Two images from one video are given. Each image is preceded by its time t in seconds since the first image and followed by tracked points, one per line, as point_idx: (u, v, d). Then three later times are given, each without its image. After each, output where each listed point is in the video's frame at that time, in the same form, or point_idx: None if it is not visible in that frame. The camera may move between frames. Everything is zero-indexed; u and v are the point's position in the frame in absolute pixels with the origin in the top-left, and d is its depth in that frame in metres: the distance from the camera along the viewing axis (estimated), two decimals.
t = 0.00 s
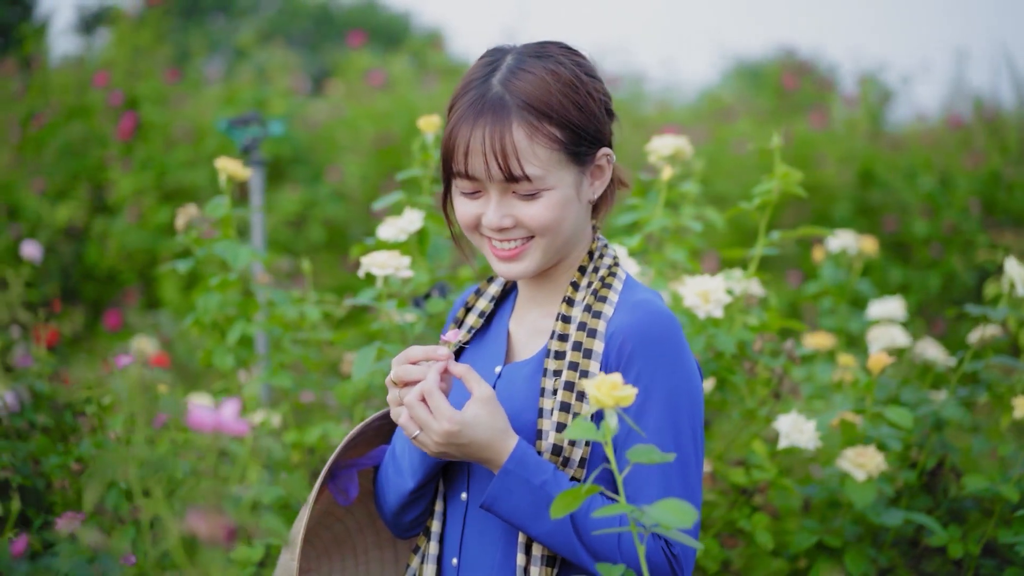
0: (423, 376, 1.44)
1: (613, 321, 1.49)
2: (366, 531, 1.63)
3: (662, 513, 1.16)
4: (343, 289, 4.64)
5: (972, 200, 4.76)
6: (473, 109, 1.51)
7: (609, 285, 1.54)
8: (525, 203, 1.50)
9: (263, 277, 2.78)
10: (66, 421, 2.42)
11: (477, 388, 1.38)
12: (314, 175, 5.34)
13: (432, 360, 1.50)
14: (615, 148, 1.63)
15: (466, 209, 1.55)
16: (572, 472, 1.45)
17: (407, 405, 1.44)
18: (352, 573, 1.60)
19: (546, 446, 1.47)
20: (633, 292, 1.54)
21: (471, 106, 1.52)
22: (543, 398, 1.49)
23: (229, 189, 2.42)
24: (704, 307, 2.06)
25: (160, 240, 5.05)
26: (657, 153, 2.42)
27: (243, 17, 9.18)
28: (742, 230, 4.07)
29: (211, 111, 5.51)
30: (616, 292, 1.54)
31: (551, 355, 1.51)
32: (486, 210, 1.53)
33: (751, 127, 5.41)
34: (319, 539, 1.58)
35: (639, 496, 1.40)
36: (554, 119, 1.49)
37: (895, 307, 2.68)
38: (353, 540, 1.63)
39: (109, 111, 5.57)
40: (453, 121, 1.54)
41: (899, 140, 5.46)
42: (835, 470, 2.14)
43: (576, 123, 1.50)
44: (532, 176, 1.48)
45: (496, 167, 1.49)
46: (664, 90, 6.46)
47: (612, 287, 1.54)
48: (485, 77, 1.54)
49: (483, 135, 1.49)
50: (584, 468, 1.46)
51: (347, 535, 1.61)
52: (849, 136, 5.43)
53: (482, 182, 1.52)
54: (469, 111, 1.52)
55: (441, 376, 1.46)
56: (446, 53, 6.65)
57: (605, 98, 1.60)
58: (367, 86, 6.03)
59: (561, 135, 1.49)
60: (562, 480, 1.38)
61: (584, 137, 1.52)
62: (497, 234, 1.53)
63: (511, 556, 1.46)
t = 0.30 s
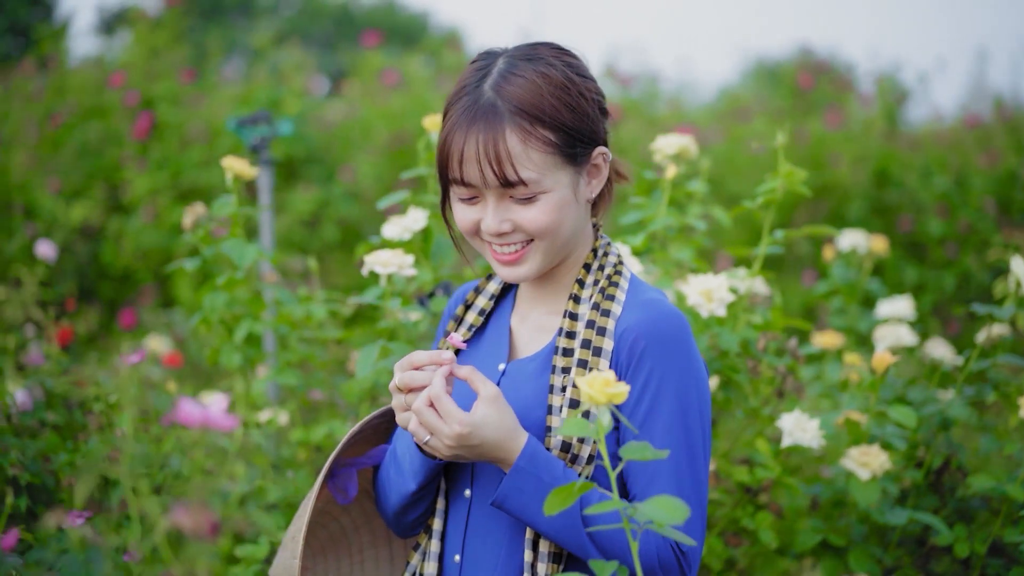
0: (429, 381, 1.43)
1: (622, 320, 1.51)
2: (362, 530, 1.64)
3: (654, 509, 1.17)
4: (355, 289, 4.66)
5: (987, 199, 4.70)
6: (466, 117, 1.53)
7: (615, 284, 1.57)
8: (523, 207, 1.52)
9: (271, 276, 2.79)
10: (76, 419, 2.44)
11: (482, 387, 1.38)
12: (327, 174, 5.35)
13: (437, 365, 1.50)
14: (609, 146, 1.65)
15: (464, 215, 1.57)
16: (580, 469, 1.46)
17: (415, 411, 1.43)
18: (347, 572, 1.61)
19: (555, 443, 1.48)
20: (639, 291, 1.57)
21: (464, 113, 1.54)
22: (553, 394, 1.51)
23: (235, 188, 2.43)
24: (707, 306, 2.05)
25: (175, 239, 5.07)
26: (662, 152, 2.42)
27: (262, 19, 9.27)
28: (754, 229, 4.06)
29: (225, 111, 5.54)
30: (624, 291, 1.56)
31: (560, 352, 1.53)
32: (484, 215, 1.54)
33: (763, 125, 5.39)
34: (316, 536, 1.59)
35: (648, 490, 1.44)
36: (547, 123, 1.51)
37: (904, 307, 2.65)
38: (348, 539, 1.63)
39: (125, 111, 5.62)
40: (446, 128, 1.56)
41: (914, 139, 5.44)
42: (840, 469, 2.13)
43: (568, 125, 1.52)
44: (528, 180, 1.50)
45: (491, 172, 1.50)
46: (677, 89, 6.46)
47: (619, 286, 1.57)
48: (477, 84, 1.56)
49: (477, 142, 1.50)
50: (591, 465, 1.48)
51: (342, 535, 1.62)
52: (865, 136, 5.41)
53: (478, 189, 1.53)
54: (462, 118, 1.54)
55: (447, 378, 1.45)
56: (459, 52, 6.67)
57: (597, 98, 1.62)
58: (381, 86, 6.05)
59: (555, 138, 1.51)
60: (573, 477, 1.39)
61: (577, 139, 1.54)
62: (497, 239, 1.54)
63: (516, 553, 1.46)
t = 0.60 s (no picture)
0: (437, 384, 1.43)
1: (627, 320, 1.53)
2: (356, 529, 1.64)
3: (649, 506, 1.18)
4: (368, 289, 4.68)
5: (1002, 199, 4.69)
6: (465, 120, 1.54)
7: (620, 284, 1.58)
8: (524, 208, 1.52)
9: (278, 274, 2.81)
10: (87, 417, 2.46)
11: (489, 389, 1.38)
12: (341, 174, 5.36)
13: (443, 367, 1.49)
14: (609, 144, 1.66)
15: (466, 217, 1.57)
16: (585, 468, 1.47)
17: (423, 414, 1.43)
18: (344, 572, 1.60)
19: (561, 441, 1.48)
20: (643, 291, 1.59)
21: (463, 115, 1.55)
22: (558, 393, 1.51)
23: (242, 187, 2.45)
24: (710, 305, 2.06)
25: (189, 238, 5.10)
26: (668, 151, 2.42)
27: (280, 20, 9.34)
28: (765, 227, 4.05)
29: (239, 111, 5.58)
30: (627, 291, 1.58)
31: (565, 351, 1.54)
32: (486, 217, 1.55)
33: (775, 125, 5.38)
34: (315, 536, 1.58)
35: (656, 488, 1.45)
36: (546, 124, 1.52)
37: (913, 306, 2.62)
38: (343, 539, 1.63)
39: (141, 111, 5.68)
40: (446, 132, 1.56)
41: (929, 139, 5.43)
42: (845, 468, 2.13)
43: (568, 125, 1.53)
44: (529, 181, 1.50)
45: (492, 174, 1.51)
46: (689, 88, 6.45)
47: (623, 285, 1.58)
48: (476, 86, 1.57)
49: (477, 144, 1.51)
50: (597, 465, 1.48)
51: (338, 534, 1.62)
52: (880, 136, 5.42)
53: (479, 191, 1.54)
54: (461, 121, 1.54)
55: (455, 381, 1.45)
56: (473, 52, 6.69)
57: (595, 97, 1.63)
58: (395, 86, 6.08)
59: (554, 139, 1.52)
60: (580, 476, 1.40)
61: (577, 139, 1.55)
62: (499, 241, 1.55)
63: (519, 551, 1.47)
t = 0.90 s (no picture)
0: (441, 383, 1.42)
1: (631, 319, 1.53)
2: (354, 526, 1.66)
3: (644, 503, 1.19)
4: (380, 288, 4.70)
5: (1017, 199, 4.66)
6: (466, 120, 1.54)
7: (623, 284, 1.59)
8: (528, 206, 1.53)
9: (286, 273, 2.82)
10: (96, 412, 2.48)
11: (492, 387, 1.38)
12: (355, 174, 5.38)
13: (448, 366, 1.48)
14: (610, 141, 1.67)
15: (470, 217, 1.58)
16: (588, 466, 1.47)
17: (428, 413, 1.42)
18: (342, 569, 1.62)
19: (564, 439, 1.47)
20: (646, 290, 1.59)
21: (466, 115, 1.55)
22: (561, 391, 1.52)
23: (250, 186, 2.46)
24: (714, 304, 2.05)
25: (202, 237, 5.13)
26: (674, 150, 2.41)
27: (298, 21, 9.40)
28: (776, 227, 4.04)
29: (253, 111, 5.61)
30: (630, 290, 1.58)
31: (569, 349, 1.54)
32: (489, 216, 1.55)
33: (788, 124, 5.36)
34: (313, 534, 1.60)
35: (659, 486, 1.45)
36: (548, 122, 1.52)
37: (921, 305, 2.61)
38: (340, 536, 1.64)
39: (157, 111, 5.75)
40: (449, 132, 1.57)
41: (944, 140, 5.41)
42: (850, 467, 2.12)
43: (570, 123, 1.53)
44: (531, 180, 1.51)
45: (495, 174, 1.51)
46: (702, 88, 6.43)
47: (626, 284, 1.59)
48: (478, 86, 1.58)
49: (479, 144, 1.52)
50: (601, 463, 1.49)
51: (335, 532, 1.63)
52: (894, 137, 5.44)
53: (483, 190, 1.54)
54: (464, 120, 1.55)
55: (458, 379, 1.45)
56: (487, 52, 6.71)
57: (597, 95, 1.63)
58: (408, 85, 6.10)
59: (557, 137, 1.52)
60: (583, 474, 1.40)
61: (579, 137, 1.55)
62: (503, 240, 1.55)
63: (521, 548, 1.47)
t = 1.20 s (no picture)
0: (444, 380, 1.42)
1: (633, 317, 1.54)
2: (353, 522, 1.67)
3: (640, 501, 1.21)
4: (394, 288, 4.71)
5: None
6: (469, 119, 1.55)
7: (626, 282, 1.59)
8: (530, 204, 1.53)
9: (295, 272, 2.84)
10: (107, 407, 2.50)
11: (494, 384, 1.39)
12: (369, 173, 5.40)
13: (450, 363, 1.47)
14: (612, 140, 1.67)
15: (472, 215, 1.58)
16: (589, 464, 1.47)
17: (432, 411, 1.42)
18: (341, 566, 1.63)
19: (565, 436, 1.47)
20: (648, 289, 1.60)
21: (468, 113, 1.56)
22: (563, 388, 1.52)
23: (258, 185, 2.48)
24: (718, 302, 2.05)
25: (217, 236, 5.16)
26: (680, 149, 2.40)
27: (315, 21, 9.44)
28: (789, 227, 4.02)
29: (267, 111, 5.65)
30: (632, 289, 1.59)
31: (572, 347, 1.55)
32: (492, 214, 1.55)
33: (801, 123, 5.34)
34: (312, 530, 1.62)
35: (661, 485, 1.45)
36: (550, 120, 1.52)
37: (929, 304, 2.60)
38: (339, 532, 1.66)
39: (173, 111, 5.81)
40: (451, 130, 1.57)
41: (959, 139, 5.38)
42: (855, 465, 2.12)
43: (572, 121, 1.54)
44: (534, 178, 1.51)
45: (497, 172, 1.52)
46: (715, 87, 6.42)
47: (628, 282, 1.59)
48: (480, 84, 1.58)
49: (482, 142, 1.52)
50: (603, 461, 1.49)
51: (334, 528, 1.65)
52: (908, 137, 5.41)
53: (485, 188, 1.55)
54: (466, 119, 1.55)
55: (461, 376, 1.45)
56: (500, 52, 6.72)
57: (598, 94, 1.64)
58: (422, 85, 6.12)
59: (559, 135, 1.52)
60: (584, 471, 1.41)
61: (581, 135, 1.56)
62: (506, 238, 1.55)
63: (523, 544, 1.48)
